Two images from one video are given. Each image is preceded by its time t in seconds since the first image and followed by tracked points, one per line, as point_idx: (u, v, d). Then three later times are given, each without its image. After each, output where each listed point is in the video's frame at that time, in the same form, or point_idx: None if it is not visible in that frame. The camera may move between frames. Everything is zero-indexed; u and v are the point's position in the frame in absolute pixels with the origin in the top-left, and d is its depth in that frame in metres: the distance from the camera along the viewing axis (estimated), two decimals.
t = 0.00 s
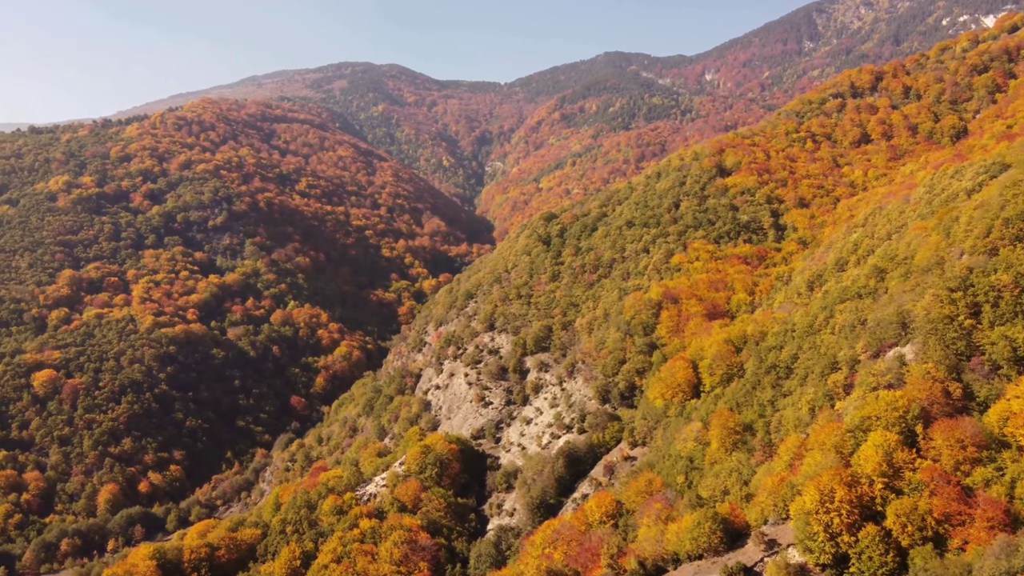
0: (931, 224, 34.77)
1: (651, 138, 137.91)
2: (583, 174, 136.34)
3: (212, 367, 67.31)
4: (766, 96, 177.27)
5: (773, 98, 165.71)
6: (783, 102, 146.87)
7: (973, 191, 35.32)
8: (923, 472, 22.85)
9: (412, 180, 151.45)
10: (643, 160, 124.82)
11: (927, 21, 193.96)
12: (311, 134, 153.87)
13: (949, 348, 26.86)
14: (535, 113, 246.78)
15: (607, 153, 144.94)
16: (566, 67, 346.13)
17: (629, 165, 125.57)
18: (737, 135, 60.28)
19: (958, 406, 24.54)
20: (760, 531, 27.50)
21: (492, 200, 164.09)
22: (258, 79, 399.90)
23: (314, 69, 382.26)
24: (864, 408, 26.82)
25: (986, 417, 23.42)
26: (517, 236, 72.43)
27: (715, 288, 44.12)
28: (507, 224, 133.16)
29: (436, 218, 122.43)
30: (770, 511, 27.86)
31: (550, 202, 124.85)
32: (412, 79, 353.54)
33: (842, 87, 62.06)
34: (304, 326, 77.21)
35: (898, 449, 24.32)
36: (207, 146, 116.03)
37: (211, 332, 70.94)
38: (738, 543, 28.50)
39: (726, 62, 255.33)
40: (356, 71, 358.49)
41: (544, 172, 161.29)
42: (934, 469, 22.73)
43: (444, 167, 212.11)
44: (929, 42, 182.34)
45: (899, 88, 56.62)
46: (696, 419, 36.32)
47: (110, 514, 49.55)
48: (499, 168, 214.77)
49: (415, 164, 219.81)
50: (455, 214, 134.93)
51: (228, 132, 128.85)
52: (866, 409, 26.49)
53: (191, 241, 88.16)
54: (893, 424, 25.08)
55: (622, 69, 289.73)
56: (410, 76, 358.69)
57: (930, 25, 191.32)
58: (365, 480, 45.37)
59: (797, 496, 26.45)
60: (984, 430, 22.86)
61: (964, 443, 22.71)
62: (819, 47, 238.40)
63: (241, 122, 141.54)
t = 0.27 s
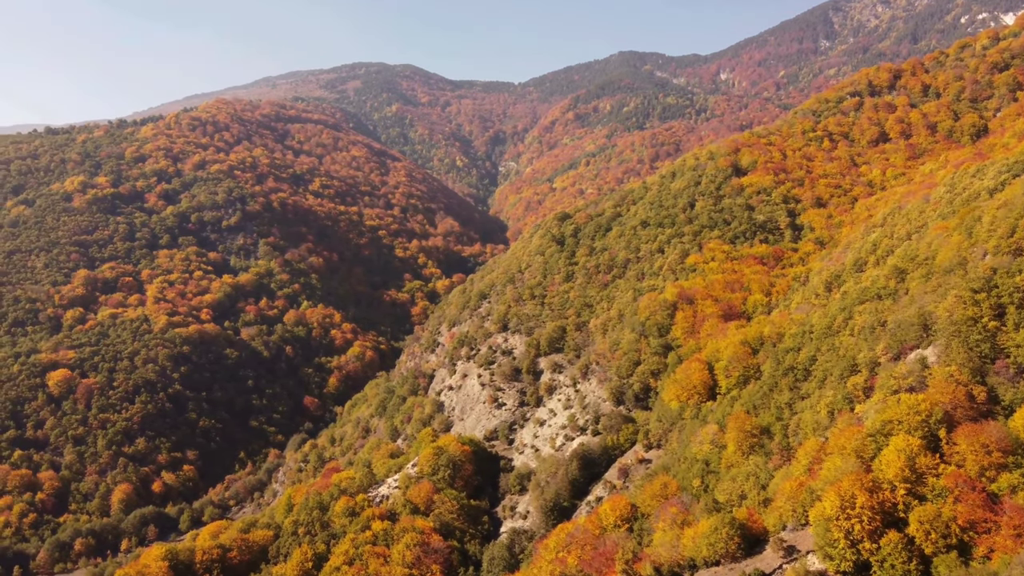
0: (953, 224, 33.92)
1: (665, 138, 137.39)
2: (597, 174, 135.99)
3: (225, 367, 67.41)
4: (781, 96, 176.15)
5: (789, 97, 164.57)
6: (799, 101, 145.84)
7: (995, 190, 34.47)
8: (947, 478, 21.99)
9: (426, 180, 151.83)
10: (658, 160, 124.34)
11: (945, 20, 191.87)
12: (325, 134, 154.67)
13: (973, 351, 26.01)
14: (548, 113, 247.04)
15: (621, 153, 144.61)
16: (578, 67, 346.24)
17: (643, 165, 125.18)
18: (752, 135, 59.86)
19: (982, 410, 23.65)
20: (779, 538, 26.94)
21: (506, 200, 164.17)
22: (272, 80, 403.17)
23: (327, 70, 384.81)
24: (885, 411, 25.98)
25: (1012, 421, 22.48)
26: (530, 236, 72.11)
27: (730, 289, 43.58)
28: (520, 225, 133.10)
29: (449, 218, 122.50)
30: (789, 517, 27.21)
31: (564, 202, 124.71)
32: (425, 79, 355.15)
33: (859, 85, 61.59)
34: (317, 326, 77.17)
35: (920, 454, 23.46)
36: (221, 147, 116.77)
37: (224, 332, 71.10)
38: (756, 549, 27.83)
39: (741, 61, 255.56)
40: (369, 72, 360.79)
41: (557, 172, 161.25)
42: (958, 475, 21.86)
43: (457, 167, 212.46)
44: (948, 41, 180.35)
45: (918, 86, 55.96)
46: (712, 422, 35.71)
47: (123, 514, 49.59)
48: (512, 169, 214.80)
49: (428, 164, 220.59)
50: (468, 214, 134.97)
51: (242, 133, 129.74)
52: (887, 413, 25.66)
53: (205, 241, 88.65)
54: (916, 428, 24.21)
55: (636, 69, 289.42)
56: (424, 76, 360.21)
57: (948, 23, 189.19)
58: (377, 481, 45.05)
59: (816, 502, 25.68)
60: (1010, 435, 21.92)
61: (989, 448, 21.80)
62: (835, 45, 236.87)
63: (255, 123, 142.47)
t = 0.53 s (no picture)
0: (972, 223, 33.19)
1: (678, 137, 137.01)
2: (609, 174, 135.70)
3: (236, 367, 67.47)
4: (795, 95, 175.13)
5: (802, 96, 163.66)
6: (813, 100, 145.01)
7: (1016, 188, 33.75)
8: (968, 483, 21.20)
9: (437, 180, 152.07)
10: (671, 160, 124.05)
11: (961, 18, 190.08)
12: (337, 134, 155.35)
13: (994, 353, 25.21)
14: (560, 113, 247.00)
15: (633, 153, 144.23)
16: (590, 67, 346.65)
17: (656, 164, 124.91)
18: (766, 134, 59.45)
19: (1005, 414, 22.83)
20: (795, 544, 26.30)
21: (518, 200, 164.30)
22: (284, 80, 406.40)
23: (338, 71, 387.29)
24: (904, 415, 25.25)
25: None
26: (542, 236, 71.85)
27: (744, 289, 43.11)
28: (532, 225, 132.96)
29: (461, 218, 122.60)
30: (806, 522, 26.62)
31: (577, 201, 124.46)
32: (438, 79, 356.74)
33: (875, 84, 61.17)
34: (329, 326, 77.16)
35: (941, 458, 22.67)
36: (233, 147, 117.38)
37: (236, 332, 71.20)
38: (772, 555, 27.21)
39: (755, 61, 256.03)
40: (381, 72, 363.05)
41: (570, 172, 161.14)
42: (979, 480, 21.07)
43: (469, 167, 212.93)
44: (964, 38, 178.56)
45: (935, 84, 55.45)
46: (727, 424, 35.24)
47: (135, 514, 49.56)
48: (524, 169, 214.85)
49: (440, 164, 221.32)
50: (480, 214, 135.06)
51: (255, 133, 130.45)
52: (906, 416, 24.92)
53: (217, 241, 89.03)
54: (936, 432, 23.45)
55: (649, 69, 289.64)
56: (436, 76, 361.74)
57: (964, 21, 187.43)
58: (388, 482, 44.74)
59: (834, 507, 25.04)
60: None
61: (1012, 453, 20.95)
62: (849, 44, 235.53)
63: (267, 123, 143.27)
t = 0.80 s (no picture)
0: (995, 223, 32.41)
1: (692, 136, 136.44)
2: (623, 174, 135.31)
3: (249, 368, 67.51)
4: (810, 94, 173.93)
5: (818, 95, 162.62)
6: (829, 99, 144.02)
7: None
8: (994, 489, 20.35)
9: (450, 180, 152.24)
10: (685, 160, 123.66)
11: (980, 15, 187.84)
12: (350, 134, 155.99)
13: (1019, 355, 24.36)
14: (573, 113, 246.71)
15: (647, 153, 143.60)
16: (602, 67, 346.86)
17: (670, 164, 124.57)
18: (782, 133, 58.99)
19: None
20: (814, 550, 25.49)
21: (531, 200, 164.36)
22: (299, 80, 409.76)
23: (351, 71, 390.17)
24: (926, 419, 24.46)
25: None
26: (556, 236, 71.44)
27: (760, 290, 42.56)
28: (546, 225, 132.60)
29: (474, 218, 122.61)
30: (825, 528, 25.85)
31: (591, 201, 124.00)
32: (452, 79, 358.30)
33: (892, 82, 60.75)
34: (341, 326, 77.12)
35: (965, 464, 21.84)
36: (247, 147, 118.09)
37: (249, 332, 71.30)
38: (790, 561, 26.34)
39: (770, 60, 255.92)
40: (395, 72, 365.14)
41: (583, 172, 160.82)
42: (1006, 486, 20.22)
43: (483, 167, 213.44)
44: (983, 35, 176.36)
45: (954, 82, 54.73)
46: (742, 427, 34.67)
47: (148, 514, 49.60)
48: (538, 169, 214.83)
49: (454, 164, 222.11)
50: (493, 214, 135.05)
51: (268, 134, 131.22)
52: (927, 420, 24.15)
53: (231, 241, 89.46)
54: (960, 437, 22.64)
55: (663, 68, 289.39)
56: (449, 77, 363.22)
57: (983, 18, 185.26)
58: (400, 484, 44.41)
59: (854, 513, 24.29)
60: None
61: None
62: (867, 42, 233.80)
63: (281, 124, 144.12)
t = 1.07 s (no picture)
0: None
1: (714, 135, 135.29)
2: (645, 173, 134.64)
3: (271, 368, 67.68)
4: (834, 92, 171.72)
5: (842, 94, 160.63)
6: (854, 98, 142.09)
7: None
8: None
9: (470, 180, 152.20)
10: (707, 159, 122.98)
11: (1010, 10, 183.92)
12: (371, 135, 156.75)
13: None
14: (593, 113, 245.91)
15: (669, 152, 142.41)
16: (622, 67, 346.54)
17: (693, 164, 123.89)
18: (808, 131, 58.27)
19: None
20: (844, 558, 24.70)
21: (552, 200, 164.11)
22: (320, 81, 414.32)
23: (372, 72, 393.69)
24: (959, 423, 23.63)
25: None
26: (577, 235, 70.85)
27: (785, 291, 41.79)
28: (567, 225, 131.87)
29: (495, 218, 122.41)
30: (855, 535, 25.05)
31: (612, 200, 123.12)
32: (473, 79, 359.91)
33: (920, 79, 59.92)
34: (362, 326, 77.11)
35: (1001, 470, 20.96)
36: (269, 148, 118.96)
37: (270, 332, 71.54)
38: (819, 569, 25.56)
39: (793, 58, 254.73)
40: (415, 73, 367.55)
41: (604, 172, 159.97)
42: None
43: (503, 167, 213.87)
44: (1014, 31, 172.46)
45: (984, 78, 54.54)
46: (768, 430, 33.90)
47: (170, 513, 49.75)
48: (558, 169, 214.49)
49: (475, 164, 223.12)
50: (514, 214, 134.83)
51: (290, 134, 132.24)
52: (961, 425, 23.33)
53: (253, 241, 90.09)
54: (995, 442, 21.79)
55: (686, 66, 287.69)
56: (470, 76, 364.90)
57: (1013, 14, 181.43)
58: (420, 485, 44.09)
59: (885, 520, 23.54)
60: None
61: None
62: (892, 39, 230.30)
63: (302, 124, 145.20)
